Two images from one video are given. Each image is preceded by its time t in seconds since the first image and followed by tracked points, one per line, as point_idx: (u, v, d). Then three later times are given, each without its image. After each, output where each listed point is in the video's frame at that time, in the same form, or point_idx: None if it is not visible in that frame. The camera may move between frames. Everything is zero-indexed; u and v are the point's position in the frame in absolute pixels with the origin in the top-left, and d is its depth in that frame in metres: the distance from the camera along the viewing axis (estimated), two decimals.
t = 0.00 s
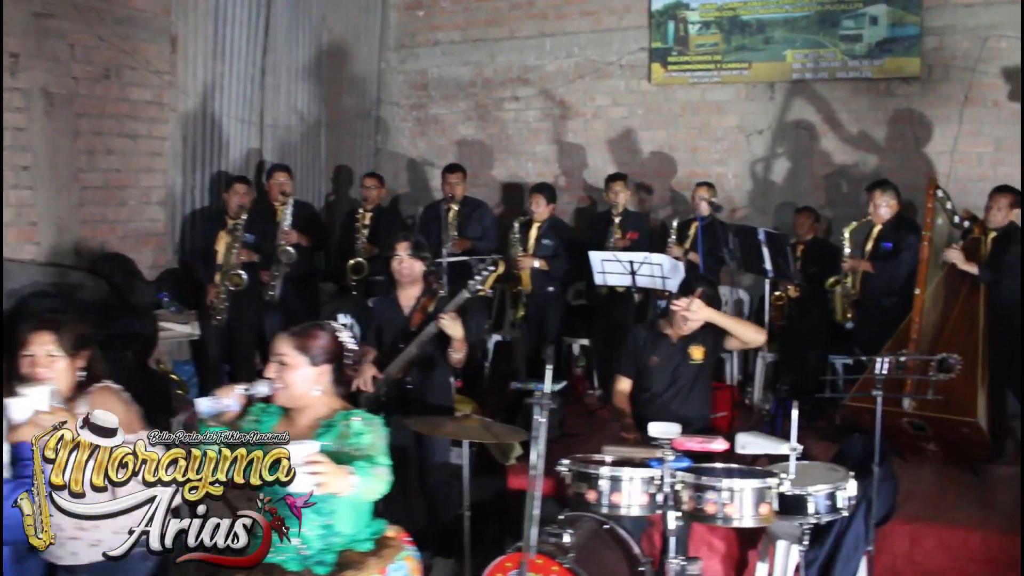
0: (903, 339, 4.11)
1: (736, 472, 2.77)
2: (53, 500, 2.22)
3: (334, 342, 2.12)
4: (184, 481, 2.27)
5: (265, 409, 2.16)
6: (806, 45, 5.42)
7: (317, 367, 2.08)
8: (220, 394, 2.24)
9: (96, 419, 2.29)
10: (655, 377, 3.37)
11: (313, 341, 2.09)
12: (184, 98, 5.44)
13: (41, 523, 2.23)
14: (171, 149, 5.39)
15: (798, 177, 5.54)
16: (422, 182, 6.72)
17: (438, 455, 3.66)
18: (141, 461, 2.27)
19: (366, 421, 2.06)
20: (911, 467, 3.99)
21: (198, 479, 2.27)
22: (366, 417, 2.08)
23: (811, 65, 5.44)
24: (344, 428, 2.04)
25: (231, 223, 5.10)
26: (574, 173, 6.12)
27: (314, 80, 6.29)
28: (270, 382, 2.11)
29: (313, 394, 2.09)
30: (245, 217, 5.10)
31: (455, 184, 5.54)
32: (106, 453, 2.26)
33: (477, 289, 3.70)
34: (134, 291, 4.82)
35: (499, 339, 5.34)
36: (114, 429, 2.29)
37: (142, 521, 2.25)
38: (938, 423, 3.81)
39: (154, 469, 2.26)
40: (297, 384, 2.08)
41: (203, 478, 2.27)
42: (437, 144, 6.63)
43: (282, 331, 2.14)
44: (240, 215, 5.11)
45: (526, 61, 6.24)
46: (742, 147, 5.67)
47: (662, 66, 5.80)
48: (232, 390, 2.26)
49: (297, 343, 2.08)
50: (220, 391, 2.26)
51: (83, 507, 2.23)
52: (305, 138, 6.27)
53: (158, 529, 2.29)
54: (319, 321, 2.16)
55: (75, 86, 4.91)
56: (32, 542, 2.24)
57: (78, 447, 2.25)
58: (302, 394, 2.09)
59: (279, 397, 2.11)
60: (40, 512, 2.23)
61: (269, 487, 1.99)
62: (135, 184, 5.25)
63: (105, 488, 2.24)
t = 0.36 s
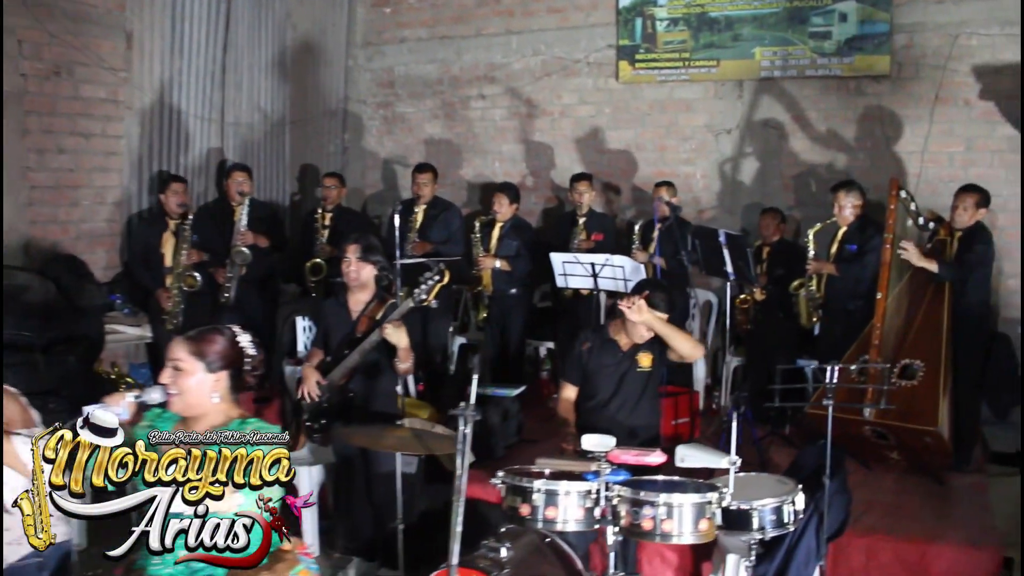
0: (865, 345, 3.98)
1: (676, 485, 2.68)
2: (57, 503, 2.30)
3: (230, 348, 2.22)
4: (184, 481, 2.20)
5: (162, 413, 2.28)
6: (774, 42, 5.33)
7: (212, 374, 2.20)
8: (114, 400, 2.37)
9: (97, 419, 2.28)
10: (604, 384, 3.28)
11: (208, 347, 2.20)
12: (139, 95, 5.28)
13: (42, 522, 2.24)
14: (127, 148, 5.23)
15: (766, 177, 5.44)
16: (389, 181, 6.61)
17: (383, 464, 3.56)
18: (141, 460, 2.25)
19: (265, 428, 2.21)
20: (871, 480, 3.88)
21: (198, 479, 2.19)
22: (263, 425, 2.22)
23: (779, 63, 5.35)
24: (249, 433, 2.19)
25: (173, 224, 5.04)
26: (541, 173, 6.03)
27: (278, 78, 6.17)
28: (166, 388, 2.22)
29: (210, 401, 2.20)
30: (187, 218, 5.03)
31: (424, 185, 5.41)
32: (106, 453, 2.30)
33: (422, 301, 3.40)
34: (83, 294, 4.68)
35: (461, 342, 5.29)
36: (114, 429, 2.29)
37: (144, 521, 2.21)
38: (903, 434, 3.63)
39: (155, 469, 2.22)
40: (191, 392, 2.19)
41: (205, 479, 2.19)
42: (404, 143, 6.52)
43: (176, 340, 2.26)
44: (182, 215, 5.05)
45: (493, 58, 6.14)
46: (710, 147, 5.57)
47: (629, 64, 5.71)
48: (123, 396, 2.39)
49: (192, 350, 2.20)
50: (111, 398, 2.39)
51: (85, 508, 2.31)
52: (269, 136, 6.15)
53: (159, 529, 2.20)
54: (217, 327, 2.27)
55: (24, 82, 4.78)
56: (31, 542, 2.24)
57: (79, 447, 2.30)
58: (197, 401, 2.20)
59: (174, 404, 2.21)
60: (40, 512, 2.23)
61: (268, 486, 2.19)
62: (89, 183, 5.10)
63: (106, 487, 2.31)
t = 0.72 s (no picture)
0: (850, 345, 3.87)
1: (647, 488, 2.57)
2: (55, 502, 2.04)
3: (163, 336, 2.15)
4: (184, 481, 2.10)
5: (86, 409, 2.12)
6: (762, 36, 5.23)
7: (144, 364, 2.11)
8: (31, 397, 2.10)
9: (96, 419, 2.06)
10: (580, 382, 3.17)
11: (139, 334, 2.12)
12: (113, 86, 5.16)
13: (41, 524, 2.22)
14: (99, 139, 5.11)
15: (753, 173, 5.33)
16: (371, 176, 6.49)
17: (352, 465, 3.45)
18: (141, 460, 2.05)
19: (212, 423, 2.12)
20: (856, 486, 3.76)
21: (199, 478, 2.13)
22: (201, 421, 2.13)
23: (767, 57, 5.24)
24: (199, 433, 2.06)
25: (140, 217, 4.88)
26: (525, 168, 5.92)
27: (258, 69, 6.05)
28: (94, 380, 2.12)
29: (143, 393, 2.11)
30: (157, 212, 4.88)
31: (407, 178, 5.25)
32: (105, 452, 2.05)
33: (393, 302, 3.16)
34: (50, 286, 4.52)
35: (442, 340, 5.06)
36: (113, 428, 2.06)
37: (140, 520, 2.04)
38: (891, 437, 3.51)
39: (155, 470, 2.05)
40: (122, 384, 2.10)
41: (206, 481, 2.17)
42: (387, 137, 6.41)
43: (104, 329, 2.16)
44: (149, 208, 4.87)
45: (477, 51, 6.03)
46: (696, 142, 5.46)
47: (614, 57, 5.60)
48: (47, 392, 2.11)
49: (124, 338, 2.11)
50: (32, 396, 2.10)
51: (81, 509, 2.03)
52: (249, 129, 6.01)
53: (159, 529, 2.07)
54: (147, 315, 2.18)
55: None
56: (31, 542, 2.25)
57: (78, 448, 2.07)
58: (128, 394, 2.11)
59: (103, 396, 2.12)
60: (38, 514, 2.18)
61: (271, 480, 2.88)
62: (59, 174, 4.94)
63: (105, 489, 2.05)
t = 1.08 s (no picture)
0: (865, 341, 3.68)
1: (652, 493, 2.39)
2: (54, 503, 1.81)
3: (118, 317, 1.97)
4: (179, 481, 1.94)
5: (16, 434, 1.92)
6: (772, 22, 5.04)
7: (101, 347, 1.92)
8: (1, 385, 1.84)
9: (96, 417, 1.87)
10: (582, 378, 2.98)
11: (92, 312, 1.94)
12: (99, 71, 4.96)
13: (42, 523, 1.81)
14: (85, 126, 4.91)
15: (762, 164, 5.15)
16: (367, 167, 6.34)
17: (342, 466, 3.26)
18: (141, 460, 1.87)
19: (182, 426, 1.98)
20: (874, 490, 3.57)
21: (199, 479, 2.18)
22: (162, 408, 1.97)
23: (777, 44, 5.05)
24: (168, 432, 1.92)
25: (134, 204, 4.71)
26: (526, 159, 5.74)
27: (252, 55, 5.86)
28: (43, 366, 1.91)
29: (100, 379, 1.92)
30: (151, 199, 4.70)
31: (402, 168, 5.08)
32: (105, 453, 1.86)
33: (383, 293, 2.96)
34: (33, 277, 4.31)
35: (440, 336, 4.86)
36: (115, 428, 1.87)
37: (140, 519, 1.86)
38: (909, 438, 3.30)
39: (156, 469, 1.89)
40: (75, 369, 1.90)
41: (203, 479, 2.22)
42: (384, 126, 6.24)
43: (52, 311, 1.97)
44: (143, 194, 4.70)
45: (477, 38, 5.85)
46: (703, 132, 5.28)
47: (619, 44, 5.41)
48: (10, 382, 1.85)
49: (77, 320, 1.92)
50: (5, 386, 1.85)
51: (83, 510, 1.82)
52: (242, 117, 5.82)
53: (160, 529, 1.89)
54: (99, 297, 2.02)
55: None
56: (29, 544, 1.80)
57: (78, 448, 1.86)
58: (83, 379, 1.90)
59: (54, 384, 1.90)
60: (40, 512, 1.82)
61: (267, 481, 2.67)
62: (42, 162, 4.71)
63: (106, 490, 1.85)
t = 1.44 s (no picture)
0: (923, 323, 3.53)
1: (700, 481, 2.24)
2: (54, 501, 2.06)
3: (109, 276, 2.03)
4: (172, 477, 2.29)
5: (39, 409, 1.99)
6: None
7: (94, 307, 1.99)
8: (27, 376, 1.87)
9: (95, 417, 1.93)
10: (622, 358, 2.84)
11: (82, 271, 2.00)
12: (127, 51, 4.90)
13: (42, 523, 2.06)
14: (113, 107, 4.85)
15: (808, 146, 4.96)
16: (398, 152, 6.11)
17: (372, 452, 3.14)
18: (142, 461, 2.10)
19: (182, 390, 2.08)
20: (931, 482, 3.38)
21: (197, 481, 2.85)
22: (156, 371, 2.06)
23: (823, 21, 4.85)
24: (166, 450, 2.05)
25: (173, 186, 4.63)
26: (563, 143, 5.59)
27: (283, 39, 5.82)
28: (34, 326, 1.97)
29: (90, 340, 1.99)
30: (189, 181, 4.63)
31: (430, 150, 4.93)
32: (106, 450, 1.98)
33: (411, 267, 2.83)
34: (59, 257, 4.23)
35: (475, 324, 4.71)
36: (114, 427, 1.94)
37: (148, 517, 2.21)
38: (967, 427, 3.10)
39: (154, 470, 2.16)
40: (63, 329, 1.97)
41: (203, 478, 2.89)
42: (416, 112, 6.06)
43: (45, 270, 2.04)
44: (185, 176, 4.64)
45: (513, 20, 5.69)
46: (746, 114, 5.09)
47: (658, 24, 5.23)
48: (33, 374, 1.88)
49: (70, 281, 1.99)
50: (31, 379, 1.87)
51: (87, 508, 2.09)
52: (269, 103, 5.88)
53: (158, 530, 2.32)
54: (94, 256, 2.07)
55: None
56: (30, 542, 2.07)
57: (78, 447, 2.01)
58: (71, 339, 1.98)
59: (43, 342, 1.97)
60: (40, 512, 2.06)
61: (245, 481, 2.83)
62: (70, 143, 4.65)
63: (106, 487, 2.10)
